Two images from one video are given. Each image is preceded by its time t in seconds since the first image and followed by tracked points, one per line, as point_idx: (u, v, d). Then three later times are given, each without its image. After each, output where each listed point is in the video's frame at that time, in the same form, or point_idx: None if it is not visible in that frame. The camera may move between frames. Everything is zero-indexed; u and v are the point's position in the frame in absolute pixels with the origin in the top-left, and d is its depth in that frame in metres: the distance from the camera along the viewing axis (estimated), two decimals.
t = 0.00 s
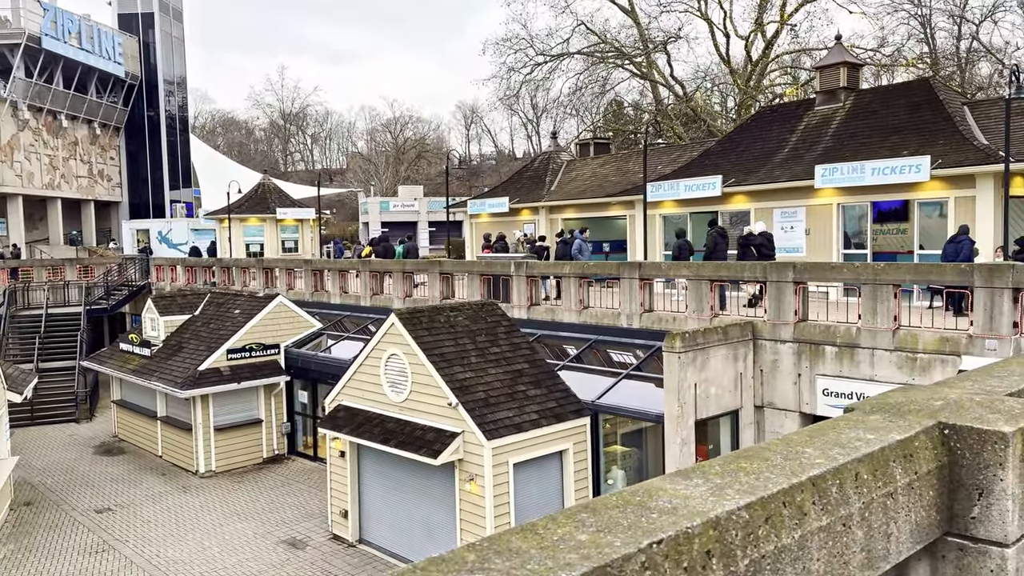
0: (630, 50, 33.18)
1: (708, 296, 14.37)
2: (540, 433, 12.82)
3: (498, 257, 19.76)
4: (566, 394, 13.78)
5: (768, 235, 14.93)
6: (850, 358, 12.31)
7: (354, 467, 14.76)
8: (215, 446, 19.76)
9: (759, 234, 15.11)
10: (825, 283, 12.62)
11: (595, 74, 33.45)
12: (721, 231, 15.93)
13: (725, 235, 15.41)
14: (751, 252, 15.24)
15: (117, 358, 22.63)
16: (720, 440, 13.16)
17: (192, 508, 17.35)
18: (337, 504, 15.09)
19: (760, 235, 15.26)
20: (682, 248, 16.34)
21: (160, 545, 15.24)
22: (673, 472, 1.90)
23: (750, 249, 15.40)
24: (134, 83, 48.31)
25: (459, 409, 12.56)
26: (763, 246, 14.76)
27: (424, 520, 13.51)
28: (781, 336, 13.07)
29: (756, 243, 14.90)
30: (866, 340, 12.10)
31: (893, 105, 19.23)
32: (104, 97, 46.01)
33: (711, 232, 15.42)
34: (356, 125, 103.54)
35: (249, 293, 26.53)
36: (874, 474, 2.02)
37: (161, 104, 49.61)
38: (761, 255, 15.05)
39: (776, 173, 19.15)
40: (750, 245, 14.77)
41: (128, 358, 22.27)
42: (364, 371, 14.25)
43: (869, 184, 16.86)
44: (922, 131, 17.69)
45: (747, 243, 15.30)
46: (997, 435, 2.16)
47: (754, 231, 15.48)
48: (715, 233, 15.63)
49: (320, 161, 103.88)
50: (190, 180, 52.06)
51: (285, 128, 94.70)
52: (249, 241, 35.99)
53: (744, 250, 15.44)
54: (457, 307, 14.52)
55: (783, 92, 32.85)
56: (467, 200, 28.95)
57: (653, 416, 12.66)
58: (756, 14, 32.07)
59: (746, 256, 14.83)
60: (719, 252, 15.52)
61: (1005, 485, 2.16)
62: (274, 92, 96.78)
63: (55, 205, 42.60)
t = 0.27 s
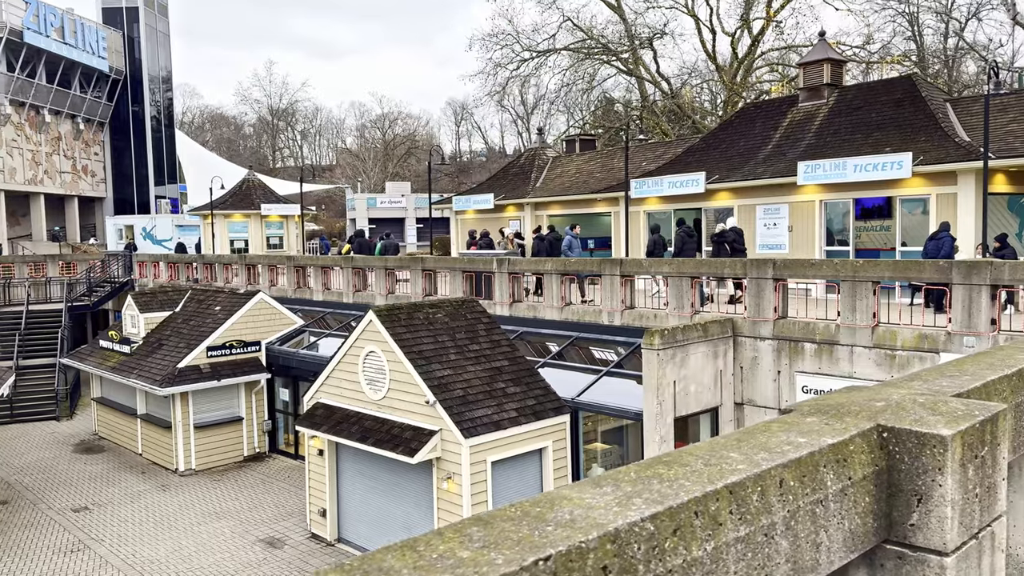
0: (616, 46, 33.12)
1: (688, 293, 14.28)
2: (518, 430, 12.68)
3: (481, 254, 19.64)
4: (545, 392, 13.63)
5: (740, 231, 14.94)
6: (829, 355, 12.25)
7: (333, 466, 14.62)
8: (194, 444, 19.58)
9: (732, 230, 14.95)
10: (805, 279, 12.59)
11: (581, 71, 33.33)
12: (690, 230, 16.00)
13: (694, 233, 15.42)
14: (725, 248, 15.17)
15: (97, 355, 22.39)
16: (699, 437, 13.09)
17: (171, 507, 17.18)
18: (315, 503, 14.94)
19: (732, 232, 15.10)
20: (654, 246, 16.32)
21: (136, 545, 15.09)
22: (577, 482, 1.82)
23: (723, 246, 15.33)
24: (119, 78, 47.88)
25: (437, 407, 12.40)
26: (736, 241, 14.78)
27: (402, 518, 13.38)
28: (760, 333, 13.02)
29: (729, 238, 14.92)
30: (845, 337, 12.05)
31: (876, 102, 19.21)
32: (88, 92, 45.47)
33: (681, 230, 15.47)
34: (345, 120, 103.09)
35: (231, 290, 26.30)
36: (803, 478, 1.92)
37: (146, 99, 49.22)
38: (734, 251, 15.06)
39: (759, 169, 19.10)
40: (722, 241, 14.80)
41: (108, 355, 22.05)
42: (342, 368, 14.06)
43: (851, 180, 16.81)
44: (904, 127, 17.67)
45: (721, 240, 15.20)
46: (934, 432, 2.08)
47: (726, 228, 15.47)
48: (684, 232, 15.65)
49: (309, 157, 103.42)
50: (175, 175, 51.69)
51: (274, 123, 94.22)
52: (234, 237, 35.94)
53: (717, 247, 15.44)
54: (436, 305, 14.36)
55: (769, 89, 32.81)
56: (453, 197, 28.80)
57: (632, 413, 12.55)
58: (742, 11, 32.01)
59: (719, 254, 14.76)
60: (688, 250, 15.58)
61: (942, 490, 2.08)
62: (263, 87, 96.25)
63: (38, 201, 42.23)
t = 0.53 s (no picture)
0: (605, 43, 33.04)
1: (672, 292, 14.20)
2: (500, 431, 12.54)
3: (466, 252, 19.50)
4: (528, 391, 13.48)
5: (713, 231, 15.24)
6: (812, 355, 12.18)
7: (314, 467, 14.50)
8: (177, 443, 19.40)
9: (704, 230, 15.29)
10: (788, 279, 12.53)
11: (570, 68, 33.22)
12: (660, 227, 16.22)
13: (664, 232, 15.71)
14: (697, 247, 15.50)
15: (80, 354, 22.18)
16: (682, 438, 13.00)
17: (152, 508, 17.03)
18: (296, 503, 14.79)
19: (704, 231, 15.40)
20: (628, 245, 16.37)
21: (115, 547, 14.93)
22: (491, 508, 1.76)
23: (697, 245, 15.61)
24: (106, 74, 47.55)
25: (417, 408, 12.24)
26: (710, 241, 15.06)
27: (383, 518, 13.26)
28: (744, 333, 12.95)
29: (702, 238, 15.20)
30: (828, 337, 11.98)
31: (863, 100, 19.16)
32: (75, 88, 45.16)
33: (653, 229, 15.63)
34: (336, 117, 102.71)
35: (216, 288, 26.11)
36: (734, 495, 1.86)
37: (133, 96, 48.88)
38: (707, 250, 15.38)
39: (746, 168, 19.04)
40: (696, 241, 15.05)
41: (91, 354, 21.84)
42: (322, 368, 13.90)
43: (836, 179, 16.79)
44: (890, 126, 17.62)
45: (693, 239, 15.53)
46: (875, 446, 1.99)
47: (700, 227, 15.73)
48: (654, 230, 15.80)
49: (300, 154, 103.00)
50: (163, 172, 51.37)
51: (264, 120, 93.82)
52: (220, 235, 35.68)
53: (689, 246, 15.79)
54: (419, 304, 14.19)
55: (758, 87, 32.75)
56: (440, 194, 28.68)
57: (614, 413, 12.44)
58: (731, 8, 31.95)
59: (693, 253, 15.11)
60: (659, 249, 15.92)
61: (887, 508, 1.98)
62: (253, 84, 95.78)
63: (23, 198, 41.90)
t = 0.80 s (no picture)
0: (597, 40, 32.90)
1: (660, 291, 14.08)
2: (485, 430, 12.39)
3: (455, 249, 19.32)
4: (515, 390, 13.30)
5: (693, 229, 15.77)
6: (800, 354, 12.13)
7: (299, 467, 14.36)
8: (163, 442, 19.25)
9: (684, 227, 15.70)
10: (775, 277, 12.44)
11: (562, 65, 33.05)
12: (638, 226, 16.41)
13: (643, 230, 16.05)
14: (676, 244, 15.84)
15: (65, 352, 21.99)
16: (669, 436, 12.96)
17: (136, 507, 16.88)
18: (281, 504, 14.65)
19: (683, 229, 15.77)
20: (606, 242, 16.34)
21: (98, 547, 14.77)
22: (413, 524, 1.92)
23: (676, 242, 15.96)
24: (95, 70, 47.21)
25: (401, 407, 12.08)
26: (689, 240, 15.63)
27: (368, 518, 13.14)
28: (731, 332, 12.88)
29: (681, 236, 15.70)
30: (815, 336, 11.92)
31: (853, 98, 19.10)
32: (64, 84, 44.84)
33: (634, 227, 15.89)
34: (329, 114, 102.25)
35: (203, 286, 25.91)
36: (681, 509, 2.04)
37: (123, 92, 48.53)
38: (686, 248, 15.89)
39: (735, 166, 18.97)
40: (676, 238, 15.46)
41: (76, 352, 21.64)
42: (307, 367, 13.74)
43: (825, 177, 16.74)
44: (880, 124, 17.56)
45: (672, 236, 15.89)
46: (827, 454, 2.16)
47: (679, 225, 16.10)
48: (633, 228, 15.96)
49: (293, 151, 102.50)
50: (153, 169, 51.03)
51: (257, 117, 93.32)
52: (209, 232, 35.46)
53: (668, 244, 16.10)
54: (405, 302, 14.00)
55: (750, 84, 32.63)
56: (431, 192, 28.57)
57: (601, 413, 12.33)
58: (723, 5, 31.81)
59: (673, 250, 15.50)
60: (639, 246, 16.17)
61: (843, 522, 2.16)
62: (245, 80, 95.17)
63: (12, 194, 41.59)
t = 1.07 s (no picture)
0: (591, 37, 32.75)
1: (650, 289, 13.97)
2: (473, 431, 12.24)
3: (445, 247, 19.14)
4: (503, 390, 13.12)
5: (674, 228, 15.79)
6: (789, 353, 12.07)
7: (286, 467, 14.23)
8: (150, 441, 19.08)
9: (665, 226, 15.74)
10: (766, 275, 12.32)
11: (555, 62, 32.88)
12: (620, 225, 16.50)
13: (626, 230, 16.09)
14: (658, 243, 15.88)
15: (53, 350, 21.80)
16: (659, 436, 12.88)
17: (123, 507, 16.72)
18: (268, 504, 14.51)
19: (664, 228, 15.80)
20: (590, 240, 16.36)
21: (82, 548, 14.61)
22: (339, 548, 1.79)
23: (658, 241, 15.98)
24: (87, 66, 46.91)
25: (388, 407, 11.92)
26: (671, 238, 15.61)
27: (355, 520, 13.00)
28: (721, 331, 12.77)
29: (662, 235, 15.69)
30: (805, 335, 11.84)
31: (845, 95, 19.00)
32: (55, 81, 44.55)
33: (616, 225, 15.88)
34: (324, 111, 101.88)
35: (193, 284, 25.75)
36: (625, 531, 1.96)
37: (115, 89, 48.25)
38: (667, 246, 15.92)
39: (728, 163, 18.85)
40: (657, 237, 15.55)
41: (64, 350, 21.45)
42: (293, 366, 13.59)
43: (818, 174, 16.62)
44: (873, 121, 17.46)
45: (655, 235, 15.91)
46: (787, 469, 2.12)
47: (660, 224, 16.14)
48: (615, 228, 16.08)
49: (288, 148, 102.15)
50: (146, 166, 50.75)
51: (251, 114, 92.98)
52: (201, 230, 35.37)
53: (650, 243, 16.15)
54: (393, 300, 13.83)
55: (745, 82, 32.52)
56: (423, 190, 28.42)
57: (590, 412, 12.20)
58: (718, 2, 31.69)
59: (654, 249, 15.58)
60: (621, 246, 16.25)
61: (806, 543, 2.12)
62: (239, 77, 94.81)
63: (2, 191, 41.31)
